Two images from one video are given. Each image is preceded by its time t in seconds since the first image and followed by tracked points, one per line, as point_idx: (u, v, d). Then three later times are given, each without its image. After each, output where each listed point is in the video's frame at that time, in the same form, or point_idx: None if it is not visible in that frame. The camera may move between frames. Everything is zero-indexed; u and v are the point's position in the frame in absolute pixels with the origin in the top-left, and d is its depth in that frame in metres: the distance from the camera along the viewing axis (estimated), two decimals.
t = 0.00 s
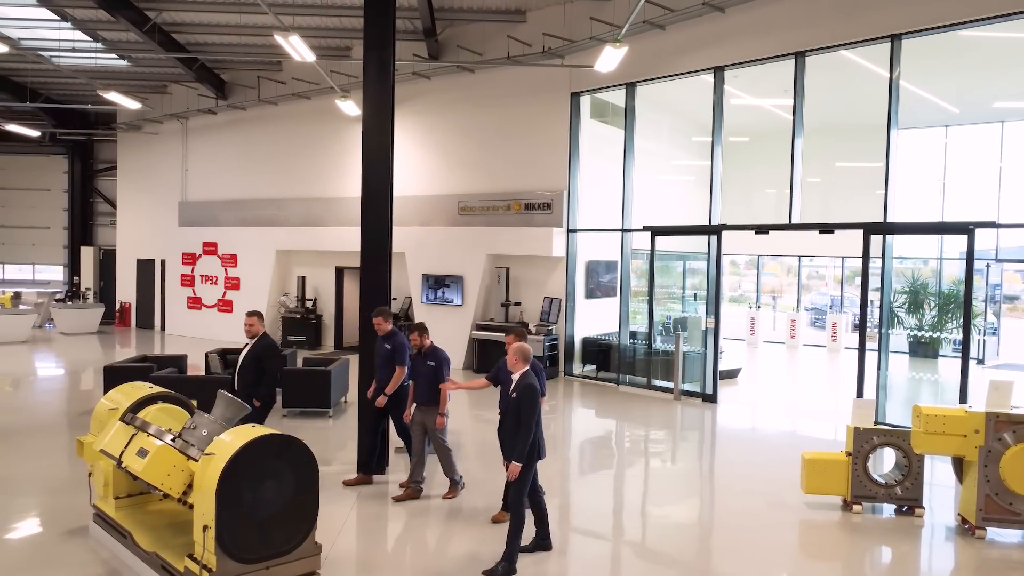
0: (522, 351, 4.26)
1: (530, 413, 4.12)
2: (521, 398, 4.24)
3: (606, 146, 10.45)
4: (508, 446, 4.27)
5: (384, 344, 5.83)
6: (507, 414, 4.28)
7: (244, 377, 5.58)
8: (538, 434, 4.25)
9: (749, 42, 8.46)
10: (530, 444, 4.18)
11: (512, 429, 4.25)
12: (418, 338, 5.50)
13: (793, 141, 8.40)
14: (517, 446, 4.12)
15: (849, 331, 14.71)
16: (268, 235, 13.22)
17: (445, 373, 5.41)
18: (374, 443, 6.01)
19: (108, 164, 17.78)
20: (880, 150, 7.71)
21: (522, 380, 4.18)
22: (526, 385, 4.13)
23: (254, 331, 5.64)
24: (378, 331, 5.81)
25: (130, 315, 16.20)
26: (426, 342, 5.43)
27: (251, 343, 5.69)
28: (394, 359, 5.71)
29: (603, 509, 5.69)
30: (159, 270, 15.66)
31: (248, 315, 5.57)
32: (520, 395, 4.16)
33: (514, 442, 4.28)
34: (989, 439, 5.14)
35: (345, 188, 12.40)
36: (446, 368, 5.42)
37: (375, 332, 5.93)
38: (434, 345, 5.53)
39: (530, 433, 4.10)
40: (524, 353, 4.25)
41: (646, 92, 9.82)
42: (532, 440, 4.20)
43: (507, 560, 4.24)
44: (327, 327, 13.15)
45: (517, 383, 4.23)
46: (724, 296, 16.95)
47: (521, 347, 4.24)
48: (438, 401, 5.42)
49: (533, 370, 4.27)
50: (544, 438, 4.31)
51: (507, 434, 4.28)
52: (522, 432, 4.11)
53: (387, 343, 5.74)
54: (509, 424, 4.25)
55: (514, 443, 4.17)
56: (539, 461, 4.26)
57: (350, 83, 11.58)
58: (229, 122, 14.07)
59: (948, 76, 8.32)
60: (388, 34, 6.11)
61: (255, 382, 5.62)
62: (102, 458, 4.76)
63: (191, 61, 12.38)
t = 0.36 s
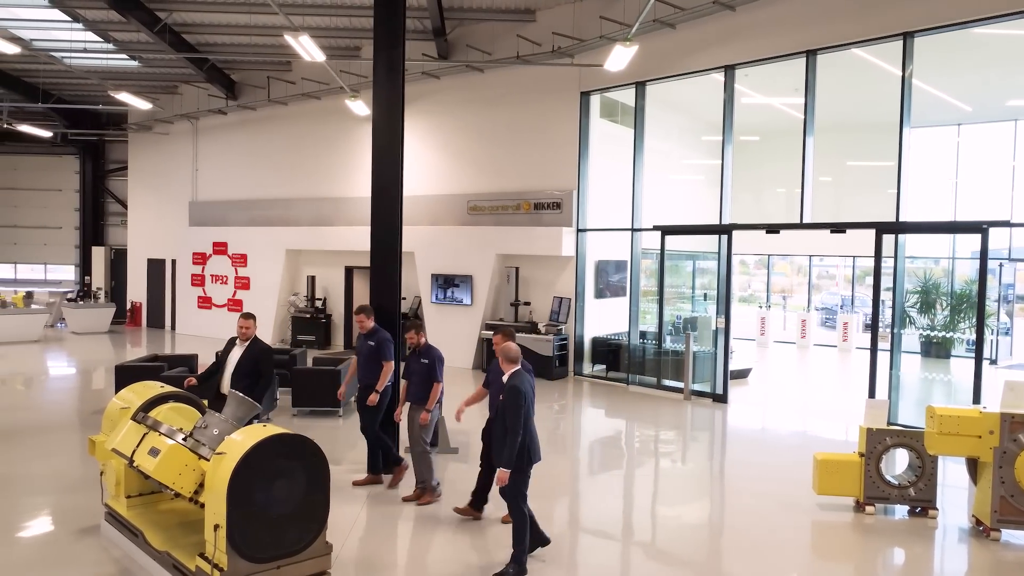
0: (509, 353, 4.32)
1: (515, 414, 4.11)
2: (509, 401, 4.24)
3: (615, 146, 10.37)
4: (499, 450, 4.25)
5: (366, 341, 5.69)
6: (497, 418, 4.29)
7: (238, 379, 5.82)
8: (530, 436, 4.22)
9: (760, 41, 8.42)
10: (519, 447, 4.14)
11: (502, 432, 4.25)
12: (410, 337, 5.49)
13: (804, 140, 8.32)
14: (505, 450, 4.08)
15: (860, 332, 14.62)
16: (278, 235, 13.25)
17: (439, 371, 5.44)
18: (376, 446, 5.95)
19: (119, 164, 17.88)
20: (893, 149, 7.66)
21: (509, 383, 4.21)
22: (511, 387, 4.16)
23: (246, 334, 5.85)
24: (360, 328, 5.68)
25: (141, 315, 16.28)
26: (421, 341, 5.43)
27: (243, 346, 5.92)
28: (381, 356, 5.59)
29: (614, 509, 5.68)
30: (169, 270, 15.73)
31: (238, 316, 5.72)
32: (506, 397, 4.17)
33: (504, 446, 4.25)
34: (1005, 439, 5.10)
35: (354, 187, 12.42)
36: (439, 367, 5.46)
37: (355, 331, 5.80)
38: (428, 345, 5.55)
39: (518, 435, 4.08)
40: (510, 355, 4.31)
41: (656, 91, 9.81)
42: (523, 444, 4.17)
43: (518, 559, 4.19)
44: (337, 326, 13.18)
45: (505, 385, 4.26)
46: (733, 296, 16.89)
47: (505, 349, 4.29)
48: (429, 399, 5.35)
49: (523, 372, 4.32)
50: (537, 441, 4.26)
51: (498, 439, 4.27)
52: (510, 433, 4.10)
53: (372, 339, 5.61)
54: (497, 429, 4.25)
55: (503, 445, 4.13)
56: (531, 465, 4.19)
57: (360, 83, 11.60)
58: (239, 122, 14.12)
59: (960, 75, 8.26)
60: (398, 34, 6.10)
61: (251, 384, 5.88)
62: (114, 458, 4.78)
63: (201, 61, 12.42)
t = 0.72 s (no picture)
0: (505, 354, 4.21)
1: (509, 416, 4.03)
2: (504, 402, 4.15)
3: (624, 144, 10.32)
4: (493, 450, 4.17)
5: (357, 342, 5.70)
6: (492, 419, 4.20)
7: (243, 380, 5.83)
8: (527, 438, 4.13)
9: (769, 39, 8.39)
10: (514, 448, 4.06)
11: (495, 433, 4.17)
12: (407, 338, 5.35)
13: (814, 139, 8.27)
14: (498, 450, 4.01)
15: (870, 332, 14.53)
16: (287, 235, 13.28)
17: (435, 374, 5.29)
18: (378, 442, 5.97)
19: (129, 164, 17.96)
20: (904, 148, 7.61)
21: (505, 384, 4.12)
22: (508, 389, 4.07)
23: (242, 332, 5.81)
24: (352, 329, 5.69)
25: (150, 315, 16.34)
26: (417, 343, 5.26)
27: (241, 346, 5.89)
28: (370, 357, 5.59)
29: (624, 510, 5.66)
30: (179, 269, 15.79)
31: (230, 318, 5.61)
32: (501, 398, 4.09)
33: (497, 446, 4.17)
34: (1019, 441, 5.06)
35: (363, 187, 12.44)
36: (436, 369, 5.30)
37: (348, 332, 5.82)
38: (425, 345, 5.38)
39: (511, 436, 4.00)
40: (505, 356, 4.19)
41: (666, 90, 9.78)
42: (518, 445, 4.09)
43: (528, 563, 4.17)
44: (346, 326, 13.20)
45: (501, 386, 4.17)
46: (742, 296, 16.84)
47: (501, 351, 4.19)
48: (423, 402, 5.26)
49: (518, 374, 4.22)
50: (536, 443, 4.17)
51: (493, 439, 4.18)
52: (502, 433, 4.03)
53: (361, 341, 5.63)
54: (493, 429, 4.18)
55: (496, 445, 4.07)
56: (528, 467, 4.10)
57: (368, 83, 11.62)
58: (248, 122, 14.17)
59: (972, 74, 8.20)
60: (407, 34, 6.08)
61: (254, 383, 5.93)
62: (124, 457, 4.80)
63: (210, 62, 12.46)
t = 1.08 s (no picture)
0: (501, 352, 4.21)
1: (510, 415, 4.04)
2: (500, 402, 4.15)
3: (634, 143, 10.31)
4: (491, 453, 4.14)
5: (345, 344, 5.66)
6: (490, 422, 4.17)
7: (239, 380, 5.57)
8: (524, 435, 4.16)
9: (781, 38, 8.35)
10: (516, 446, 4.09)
11: (495, 435, 4.15)
12: (400, 340, 5.35)
13: (827, 137, 8.20)
14: (502, 451, 4.03)
15: (882, 333, 14.43)
16: (297, 234, 13.31)
17: (428, 377, 5.29)
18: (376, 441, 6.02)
19: (140, 164, 18.05)
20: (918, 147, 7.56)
21: (502, 383, 4.12)
22: (507, 387, 4.07)
23: (228, 332, 5.46)
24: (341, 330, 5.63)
25: (161, 314, 16.41)
26: (412, 344, 5.28)
27: (228, 346, 5.58)
28: (357, 359, 5.52)
29: (635, 511, 5.63)
30: (190, 269, 15.85)
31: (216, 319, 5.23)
32: (501, 398, 4.08)
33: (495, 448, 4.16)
34: None
35: (373, 187, 12.46)
36: (429, 372, 5.30)
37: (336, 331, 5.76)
38: (419, 348, 5.38)
39: (513, 436, 4.01)
40: (502, 354, 4.19)
41: (676, 89, 9.74)
42: (519, 443, 4.12)
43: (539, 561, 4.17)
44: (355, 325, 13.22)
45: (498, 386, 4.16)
46: (753, 296, 16.76)
47: (498, 349, 4.20)
48: (417, 405, 5.22)
49: (513, 372, 4.24)
50: (531, 441, 4.22)
51: (492, 443, 4.14)
52: (505, 434, 4.03)
53: (348, 342, 5.59)
54: (491, 430, 4.17)
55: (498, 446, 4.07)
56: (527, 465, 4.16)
57: (378, 83, 11.63)
58: (258, 123, 14.21)
59: (986, 72, 8.13)
60: (417, 33, 6.04)
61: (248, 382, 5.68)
62: (136, 456, 4.81)
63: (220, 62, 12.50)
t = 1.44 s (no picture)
0: (503, 347, 4.28)
1: (507, 408, 4.11)
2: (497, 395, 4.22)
3: (645, 144, 10.25)
4: (485, 444, 4.20)
5: (344, 343, 5.68)
6: (487, 414, 4.23)
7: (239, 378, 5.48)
8: (519, 427, 4.24)
9: (794, 36, 8.30)
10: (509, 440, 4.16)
11: (490, 427, 4.21)
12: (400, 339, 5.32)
13: (840, 137, 8.15)
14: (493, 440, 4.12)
15: (896, 333, 14.33)
16: (308, 234, 13.35)
17: (428, 377, 5.26)
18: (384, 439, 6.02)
19: (152, 164, 18.15)
20: (932, 146, 7.50)
21: (502, 376, 4.18)
22: (506, 379, 4.14)
23: (222, 330, 5.41)
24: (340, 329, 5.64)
25: (173, 314, 16.49)
26: (413, 344, 5.25)
27: (223, 345, 5.49)
28: (356, 357, 5.55)
29: (648, 511, 5.61)
30: (201, 269, 15.93)
31: (211, 317, 5.13)
32: (499, 390, 4.14)
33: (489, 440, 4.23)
34: None
35: (384, 187, 12.48)
36: (428, 373, 5.27)
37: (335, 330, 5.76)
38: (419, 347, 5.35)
39: (509, 429, 4.10)
40: (505, 350, 4.26)
41: (688, 89, 9.73)
42: (513, 436, 4.18)
43: (514, 552, 4.27)
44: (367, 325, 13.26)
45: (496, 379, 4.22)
46: (765, 296, 16.67)
47: (503, 345, 4.28)
48: (413, 404, 5.21)
49: (513, 367, 4.29)
50: (524, 435, 4.28)
51: (486, 434, 4.20)
52: (501, 426, 4.11)
53: (349, 341, 5.61)
54: (486, 421, 4.24)
55: (492, 437, 4.15)
56: (518, 458, 4.23)
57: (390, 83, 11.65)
58: (269, 123, 14.27)
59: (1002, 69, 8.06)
60: (430, 33, 6.02)
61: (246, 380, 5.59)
62: (150, 455, 4.83)
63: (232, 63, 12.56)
